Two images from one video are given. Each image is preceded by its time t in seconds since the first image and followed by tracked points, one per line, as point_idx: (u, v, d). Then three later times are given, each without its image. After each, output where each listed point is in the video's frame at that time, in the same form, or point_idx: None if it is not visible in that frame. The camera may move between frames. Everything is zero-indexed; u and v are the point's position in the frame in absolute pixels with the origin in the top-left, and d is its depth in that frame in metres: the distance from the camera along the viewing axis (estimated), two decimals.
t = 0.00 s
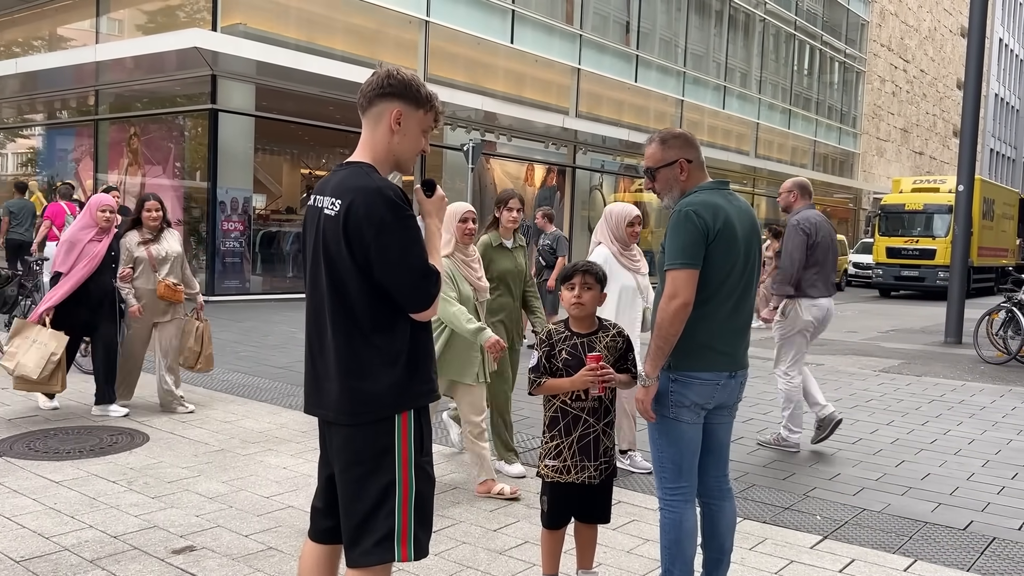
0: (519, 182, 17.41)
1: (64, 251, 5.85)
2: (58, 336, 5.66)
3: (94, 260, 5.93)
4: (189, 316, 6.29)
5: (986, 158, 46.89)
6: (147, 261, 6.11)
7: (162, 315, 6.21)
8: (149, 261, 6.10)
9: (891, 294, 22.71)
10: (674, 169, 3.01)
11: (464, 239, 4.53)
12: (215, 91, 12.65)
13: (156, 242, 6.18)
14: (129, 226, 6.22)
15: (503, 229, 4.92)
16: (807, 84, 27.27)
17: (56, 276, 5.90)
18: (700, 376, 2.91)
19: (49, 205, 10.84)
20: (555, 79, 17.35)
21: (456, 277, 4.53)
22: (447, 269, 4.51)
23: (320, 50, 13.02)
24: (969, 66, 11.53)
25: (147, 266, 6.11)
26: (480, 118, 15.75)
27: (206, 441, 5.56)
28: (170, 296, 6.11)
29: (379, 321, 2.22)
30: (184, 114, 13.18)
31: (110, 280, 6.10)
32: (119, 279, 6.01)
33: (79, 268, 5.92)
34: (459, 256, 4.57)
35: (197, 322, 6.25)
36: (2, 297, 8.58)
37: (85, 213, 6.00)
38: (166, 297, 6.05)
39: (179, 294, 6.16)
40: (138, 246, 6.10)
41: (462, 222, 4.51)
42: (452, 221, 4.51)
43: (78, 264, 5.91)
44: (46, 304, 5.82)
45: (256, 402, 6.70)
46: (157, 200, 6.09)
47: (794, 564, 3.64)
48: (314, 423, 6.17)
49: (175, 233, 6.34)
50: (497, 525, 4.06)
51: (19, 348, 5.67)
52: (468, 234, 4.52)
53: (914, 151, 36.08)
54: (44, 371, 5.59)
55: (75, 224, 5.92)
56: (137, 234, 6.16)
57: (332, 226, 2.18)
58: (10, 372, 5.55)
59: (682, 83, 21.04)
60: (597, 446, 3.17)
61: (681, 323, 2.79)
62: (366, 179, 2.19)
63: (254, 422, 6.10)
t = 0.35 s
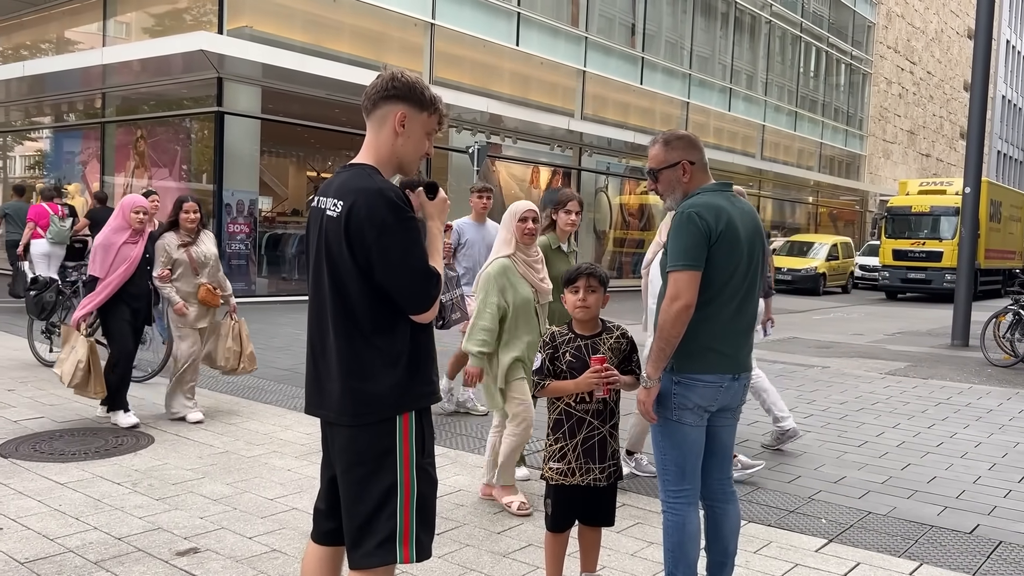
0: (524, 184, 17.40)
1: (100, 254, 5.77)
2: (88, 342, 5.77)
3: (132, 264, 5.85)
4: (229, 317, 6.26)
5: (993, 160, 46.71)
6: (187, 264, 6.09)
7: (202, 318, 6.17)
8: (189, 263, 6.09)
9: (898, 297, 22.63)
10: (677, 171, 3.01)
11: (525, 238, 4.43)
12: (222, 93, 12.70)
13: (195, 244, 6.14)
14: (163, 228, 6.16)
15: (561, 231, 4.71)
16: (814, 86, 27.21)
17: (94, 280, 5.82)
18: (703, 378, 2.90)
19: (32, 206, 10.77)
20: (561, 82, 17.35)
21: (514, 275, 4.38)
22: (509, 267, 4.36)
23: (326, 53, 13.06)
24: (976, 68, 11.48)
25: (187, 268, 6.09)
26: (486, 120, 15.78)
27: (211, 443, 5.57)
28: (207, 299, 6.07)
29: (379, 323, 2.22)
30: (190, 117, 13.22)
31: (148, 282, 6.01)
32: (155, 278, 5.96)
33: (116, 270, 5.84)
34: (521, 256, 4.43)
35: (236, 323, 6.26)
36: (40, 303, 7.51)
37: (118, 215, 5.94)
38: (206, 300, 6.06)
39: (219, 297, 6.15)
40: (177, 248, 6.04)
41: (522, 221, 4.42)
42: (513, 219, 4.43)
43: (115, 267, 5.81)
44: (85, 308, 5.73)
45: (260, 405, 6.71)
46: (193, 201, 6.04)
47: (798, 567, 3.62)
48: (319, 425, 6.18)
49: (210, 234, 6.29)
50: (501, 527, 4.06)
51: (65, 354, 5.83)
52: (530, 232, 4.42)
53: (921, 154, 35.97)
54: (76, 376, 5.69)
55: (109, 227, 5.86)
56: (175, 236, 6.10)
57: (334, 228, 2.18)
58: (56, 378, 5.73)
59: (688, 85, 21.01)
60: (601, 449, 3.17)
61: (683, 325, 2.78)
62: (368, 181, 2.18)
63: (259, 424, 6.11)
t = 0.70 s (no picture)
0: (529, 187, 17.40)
1: (133, 264, 5.62)
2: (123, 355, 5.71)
3: (166, 271, 5.68)
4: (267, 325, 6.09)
5: (1001, 162, 46.52)
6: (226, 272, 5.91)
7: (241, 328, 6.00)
8: (229, 271, 5.91)
9: (904, 300, 22.55)
10: (678, 174, 3.00)
11: (588, 244, 4.42)
12: (227, 97, 12.73)
13: (230, 251, 5.96)
14: (198, 235, 6.03)
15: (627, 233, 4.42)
16: (819, 89, 27.16)
17: (128, 290, 5.68)
18: (702, 382, 2.89)
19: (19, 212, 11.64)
20: (566, 86, 17.34)
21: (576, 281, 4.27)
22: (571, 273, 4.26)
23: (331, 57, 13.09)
24: (983, 71, 11.44)
25: (227, 276, 5.91)
26: (491, 124, 15.80)
27: (215, 446, 5.58)
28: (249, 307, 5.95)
29: (373, 326, 2.21)
30: (196, 121, 13.26)
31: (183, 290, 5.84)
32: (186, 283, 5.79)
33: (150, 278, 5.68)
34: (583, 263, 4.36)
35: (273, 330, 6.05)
36: (78, 309, 7.62)
37: (147, 222, 5.77)
38: (249, 307, 5.92)
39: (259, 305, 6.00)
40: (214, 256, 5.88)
41: (584, 226, 4.41)
42: (573, 225, 4.42)
43: (149, 276, 5.66)
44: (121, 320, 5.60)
45: (264, 408, 6.72)
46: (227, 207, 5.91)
47: (802, 571, 3.60)
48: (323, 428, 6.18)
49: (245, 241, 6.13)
50: (504, 531, 4.05)
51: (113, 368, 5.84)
52: (591, 238, 4.40)
53: (927, 156, 35.86)
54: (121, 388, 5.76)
55: (140, 235, 5.70)
56: (210, 244, 5.94)
57: (330, 230, 2.18)
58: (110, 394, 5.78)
59: (693, 88, 20.99)
60: (603, 452, 3.15)
61: (682, 328, 2.77)
62: (363, 185, 2.18)
63: (263, 427, 6.12)
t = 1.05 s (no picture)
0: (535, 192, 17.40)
1: (171, 269, 5.62)
2: (173, 360, 5.48)
3: (205, 278, 5.69)
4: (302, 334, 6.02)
5: (1009, 165, 46.27)
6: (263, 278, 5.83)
7: (274, 335, 5.90)
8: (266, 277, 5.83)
9: (911, 303, 22.43)
10: (677, 178, 2.99)
11: (656, 252, 4.17)
12: (233, 102, 12.77)
13: (267, 258, 5.89)
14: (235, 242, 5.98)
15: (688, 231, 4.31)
16: (826, 93, 27.10)
17: (166, 297, 5.68)
18: (705, 385, 2.88)
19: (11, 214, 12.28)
20: (572, 90, 17.34)
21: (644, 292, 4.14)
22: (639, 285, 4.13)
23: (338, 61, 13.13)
24: (990, 73, 11.38)
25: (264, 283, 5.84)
26: (496, 129, 15.82)
27: (218, 450, 5.59)
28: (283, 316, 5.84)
29: (371, 328, 2.20)
30: (203, 126, 13.31)
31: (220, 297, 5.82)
32: (224, 290, 5.76)
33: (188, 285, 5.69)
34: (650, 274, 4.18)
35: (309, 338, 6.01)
36: (113, 317, 7.17)
37: (188, 228, 5.77)
38: (284, 316, 5.81)
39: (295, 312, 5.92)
40: (252, 262, 5.82)
41: (653, 233, 4.14)
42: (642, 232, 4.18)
43: (187, 283, 5.66)
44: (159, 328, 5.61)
45: (268, 413, 6.73)
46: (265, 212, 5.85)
47: None
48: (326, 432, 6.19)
49: (282, 248, 6.06)
50: (505, 536, 4.03)
51: (136, 374, 5.52)
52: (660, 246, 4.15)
53: (934, 160, 35.72)
54: (158, 397, 5.44)
55: (179, 241, 5.69)
56: (246, 250, 5.87)
57: (326, 234, 2.19)
58: (127, 400, 5.42)
59: (699, 92, 20.98)
60: (602, 456, 3.14)
61: (681, 331, 2.76)
62: (361, 188, 2.18)
63: (266, 431, 6.12)
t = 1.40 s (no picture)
0: (542, 196, 17.41)
1: (229, 272, 5.68)
2: (230, 360, 5.39)
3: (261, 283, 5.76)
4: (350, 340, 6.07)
5: (1019, 168, 46.03)
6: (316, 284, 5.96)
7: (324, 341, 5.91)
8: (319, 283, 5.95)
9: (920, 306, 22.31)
10: (678, 183, 2.98)
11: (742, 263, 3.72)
12: (241, 108, 12.83)
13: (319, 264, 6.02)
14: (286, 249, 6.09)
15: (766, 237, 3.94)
16: (834, 96, 27.03)
17: (221, 300, 5.69)
18: (706, 389, 2.87)
19: None
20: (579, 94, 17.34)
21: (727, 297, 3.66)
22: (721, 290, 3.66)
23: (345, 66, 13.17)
24: (998, 76, 11.32)
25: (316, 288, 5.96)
26: (503, 133, 15.84)
27: (224, 454, 5.60)
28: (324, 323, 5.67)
29: (369, 331, 2.21)
30: (212, 131, 13.37)
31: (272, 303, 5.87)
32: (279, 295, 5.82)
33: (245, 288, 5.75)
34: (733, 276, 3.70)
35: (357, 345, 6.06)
36: (151, 326, 7.12)
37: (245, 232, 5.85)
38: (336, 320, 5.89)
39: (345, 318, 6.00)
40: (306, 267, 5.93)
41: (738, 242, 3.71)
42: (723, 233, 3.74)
43: (244, 287, 5.72)
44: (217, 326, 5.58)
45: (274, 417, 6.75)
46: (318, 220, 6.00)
47: None
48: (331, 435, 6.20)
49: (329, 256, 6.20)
50: (509, 540, 4.03)
51: (187, 372, 5.40)
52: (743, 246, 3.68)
53: (943, 163, 35.56)
54: (215, 398, 5.33)
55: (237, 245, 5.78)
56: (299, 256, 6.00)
57: (326, 237, 2.19)
58: (181, 399, 5.30)
59: (707, 96, 20.96)
60: (604, 460, 3.13)
61: (683, 335, 2.75)
62: (361, 191, 2.19)
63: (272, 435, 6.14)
